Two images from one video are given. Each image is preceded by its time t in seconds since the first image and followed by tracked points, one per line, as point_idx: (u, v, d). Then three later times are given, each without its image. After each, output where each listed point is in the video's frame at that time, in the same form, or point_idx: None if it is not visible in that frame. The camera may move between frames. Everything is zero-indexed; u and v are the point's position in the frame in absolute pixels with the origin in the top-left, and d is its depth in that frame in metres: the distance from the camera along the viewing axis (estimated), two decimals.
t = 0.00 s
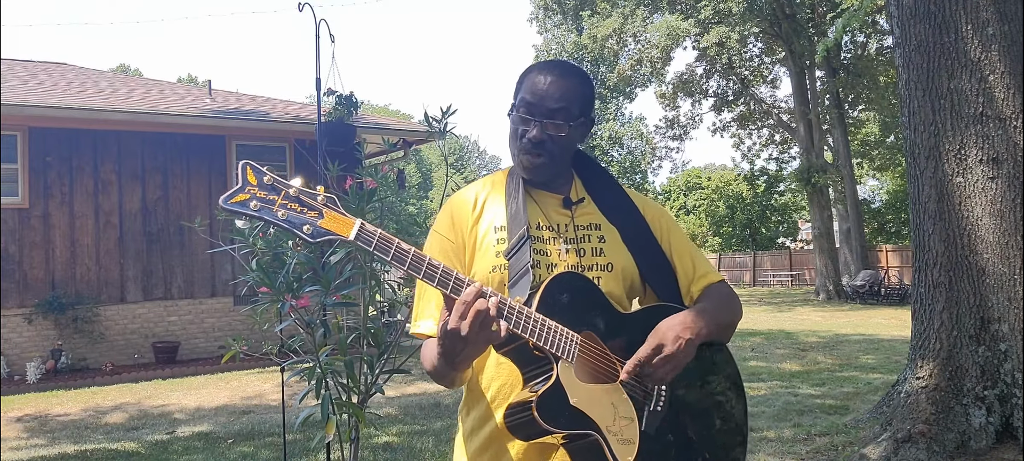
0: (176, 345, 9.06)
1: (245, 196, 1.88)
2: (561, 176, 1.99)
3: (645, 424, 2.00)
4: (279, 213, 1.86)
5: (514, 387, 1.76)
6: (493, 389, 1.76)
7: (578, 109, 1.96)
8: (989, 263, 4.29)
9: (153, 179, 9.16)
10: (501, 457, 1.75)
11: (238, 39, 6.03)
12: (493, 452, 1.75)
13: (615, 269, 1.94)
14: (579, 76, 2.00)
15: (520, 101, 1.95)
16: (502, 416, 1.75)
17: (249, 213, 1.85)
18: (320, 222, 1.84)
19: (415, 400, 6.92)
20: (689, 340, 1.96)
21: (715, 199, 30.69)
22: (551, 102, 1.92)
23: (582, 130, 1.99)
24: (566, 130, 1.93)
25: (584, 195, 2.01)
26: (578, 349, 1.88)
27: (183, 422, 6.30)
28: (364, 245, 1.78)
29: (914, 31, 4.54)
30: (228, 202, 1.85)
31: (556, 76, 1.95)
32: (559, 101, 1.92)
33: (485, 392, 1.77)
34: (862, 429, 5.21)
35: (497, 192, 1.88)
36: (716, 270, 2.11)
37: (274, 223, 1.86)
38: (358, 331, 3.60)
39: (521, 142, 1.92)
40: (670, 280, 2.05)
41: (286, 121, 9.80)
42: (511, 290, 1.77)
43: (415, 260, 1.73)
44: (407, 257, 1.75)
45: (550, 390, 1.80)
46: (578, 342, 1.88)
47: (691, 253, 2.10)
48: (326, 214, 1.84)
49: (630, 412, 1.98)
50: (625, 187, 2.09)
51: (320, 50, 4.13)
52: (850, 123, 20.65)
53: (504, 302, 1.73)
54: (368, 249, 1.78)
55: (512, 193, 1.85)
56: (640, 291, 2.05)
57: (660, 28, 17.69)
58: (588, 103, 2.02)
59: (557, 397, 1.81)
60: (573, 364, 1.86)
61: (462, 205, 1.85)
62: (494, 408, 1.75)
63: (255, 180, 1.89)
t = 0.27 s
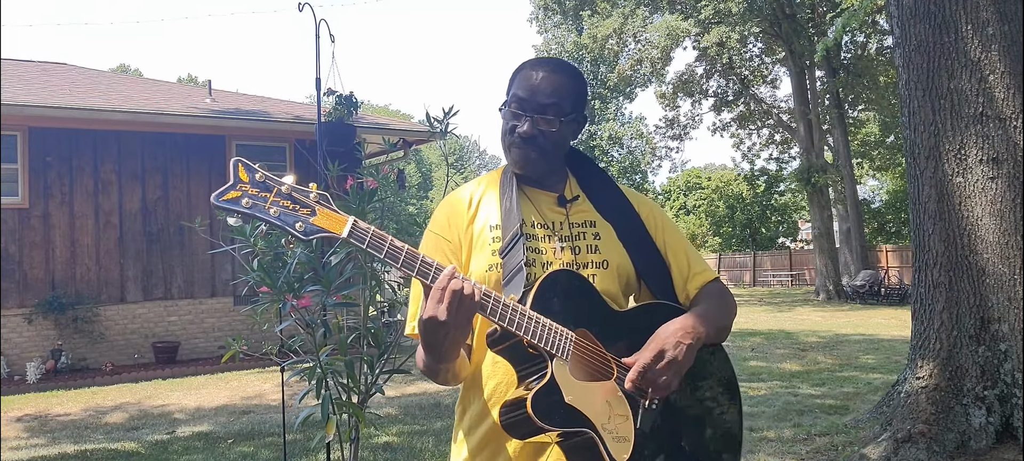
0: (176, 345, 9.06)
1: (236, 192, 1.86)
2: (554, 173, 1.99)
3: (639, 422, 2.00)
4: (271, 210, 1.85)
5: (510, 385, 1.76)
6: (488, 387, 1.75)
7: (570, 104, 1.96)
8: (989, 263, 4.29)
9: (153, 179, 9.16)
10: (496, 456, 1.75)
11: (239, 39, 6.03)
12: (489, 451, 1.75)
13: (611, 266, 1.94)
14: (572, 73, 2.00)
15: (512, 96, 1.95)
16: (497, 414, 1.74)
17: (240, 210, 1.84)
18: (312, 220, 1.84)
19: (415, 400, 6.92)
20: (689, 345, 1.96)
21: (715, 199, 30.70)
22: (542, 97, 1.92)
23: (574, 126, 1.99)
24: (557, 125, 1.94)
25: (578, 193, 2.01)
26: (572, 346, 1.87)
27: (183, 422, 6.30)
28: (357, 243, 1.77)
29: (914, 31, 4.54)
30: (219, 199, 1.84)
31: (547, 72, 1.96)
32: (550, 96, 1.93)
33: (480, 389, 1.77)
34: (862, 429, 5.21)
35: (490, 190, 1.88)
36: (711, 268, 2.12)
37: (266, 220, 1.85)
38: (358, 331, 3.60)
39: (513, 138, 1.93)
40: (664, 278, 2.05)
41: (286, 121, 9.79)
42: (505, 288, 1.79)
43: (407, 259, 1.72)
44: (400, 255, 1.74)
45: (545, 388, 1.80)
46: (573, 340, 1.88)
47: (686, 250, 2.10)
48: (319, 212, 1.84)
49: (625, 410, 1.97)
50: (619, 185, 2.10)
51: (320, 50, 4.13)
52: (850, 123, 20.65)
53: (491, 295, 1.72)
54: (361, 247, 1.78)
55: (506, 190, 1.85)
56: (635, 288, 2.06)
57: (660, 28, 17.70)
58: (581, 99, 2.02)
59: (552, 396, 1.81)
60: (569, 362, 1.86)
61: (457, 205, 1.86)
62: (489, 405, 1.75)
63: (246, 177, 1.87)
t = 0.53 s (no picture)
0: (175, 345, 9.06)
1: (233, 205, 1.87)
2: (551, 177, 1.99)
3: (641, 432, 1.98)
4: (268, 223, 1.85)
5: (508, 392, 1.77)
6: (486, 394, 1.76)
7: (565, 108, 1.96)
8: (989, 263, 4.29)
9: (153, 179, 9.16)
10: None
11: (239, 39, 6.04)
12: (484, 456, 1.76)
13: (608, 271, 1.94)
14: (569, 77, 2.01)
15: (508, 99, 1.95)
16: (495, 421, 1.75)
17: (238, 223, 1.84)
18: (309, 232, 1.83)
19: (415, 400, 6.92)
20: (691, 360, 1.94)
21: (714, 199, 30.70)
22: (537, 100, 1.92)
23: (570, 128, 1.99)
24: (552, 128, 1.94)
25: (575, 197, 2.01)
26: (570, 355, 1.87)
27: (183, 422, 6.30)
28: (354, 256, 1.77)
29: (914, 31, 4.54)
30: (217, 213, 1.85)
31: (542, 75, 1.96)
32: (545, 100, 1.93)
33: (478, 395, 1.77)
34: (862, 429, 5.21)
35: (487, 196, 1.88)
36: (708, 270, 2.12)
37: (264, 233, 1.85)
38: (358, 330, 3.61)
39: (509, 142, 1.93)
40: (662, 282, 2.05)
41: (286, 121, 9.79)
42: (504, 296, 1.78)
43: (405, 270, 1.72)
44: (397, 268, 1.73)
45: (543, 396, 1.81)
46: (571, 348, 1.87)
47: (683, 254, 2.10)
48: (316, 224, 1.84)
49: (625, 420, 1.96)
50: (616, 188, 2.10)
51: (320, 51, 4.13)
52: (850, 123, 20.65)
53: (490, 304, 1.72)
54: (358, 258, 1.78)
55: (502, 196, 1.85)
56: (632, 292, 2.06)
57: (660, 28, 17.70)
58: (577, 102, 2.02)
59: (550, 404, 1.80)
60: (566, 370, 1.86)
61: (454, 210, 1.85)
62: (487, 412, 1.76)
63: (244, 189, 1.88)
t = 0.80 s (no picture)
0: (176, 345, 9.05)
1: (229, 203, 1.87)
2: (547, 177, 1.99)
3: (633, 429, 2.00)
4: (265, 221, 1.85)
5: (503, 393, 1.76)
6: (482, 393, 1.75)
7: (560, 108, 1.96)
8: (989, 263, 4.29)
9: (153, 179, 9.16)
10: None
11: (239, 39, 6.04)
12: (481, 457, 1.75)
13: (602, 273, 1.94)
14: (565, 77, 2.01)
15: (503, 99, 1.95)
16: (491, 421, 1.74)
17: (234, 220, 1.85)
18: (306, 230, 1.83)
19: (415, 400, 6.92)
20: (681, 353, 1.96)
21: (714, 199, 30.72)
22: (532, 100, 1.93)
23: (565, 128, 1.99)
24: (547, 128, 1.94)
25: (571, 199, 2.01)
26: (566, 354, 1.88)
27: (183, 422, 6.30)
28: (350, 254, 1.78)
29: (914, 31, 4.54)
30: (213, 210, 1.85)
31: (538, 74, 1.96)
32: (540, 99, 1.93)
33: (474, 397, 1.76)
34: (862, 429, 5.21)
35: (485, 193, 1.88)
36: (705, 273, 2.11)
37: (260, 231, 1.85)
38: (358, 331, 3.62)
39: (504, 142, 1.93)
40: (657, 284, 2.05)
41: (287, 121, 9.79)
42: (499, 296, 1.79)
43: (401, 268, 1.72)
44: (394, 265, 1.73)
45: (539, 395, 1.80)
46: (566, 347, 1.88)
47: (680, 256, 2.09)
48: (313, 222, 1.84)
49: (619, 417, 1.97)
50: (612, 190, 2.09)
51: (320, 51, 4.13)
52: (850, 123, 20.66)
53: (484, 304, 1.73)
54: (355, 257, 1.79)
55: (499, 195, 1.85)
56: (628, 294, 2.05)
57: (660, 28, 17.70)
58: (574, 102, 2.03)
59: (547, 403, 1.81)
60: (561, 369, 1.86)
61: (451, 206, 1.84)
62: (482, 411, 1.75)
63: (240, 187, 1.89)
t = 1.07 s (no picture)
0: (175, 345, 9.05)
1: (232, 192, 1.87)
2: (549, 172, 1.99)
3: (635, 421, 2.00)
4: (267, 211, 1.85)
5: (506, 386, 1.76)
6: (484, 387, 1.75)
7: (563, 101, 1.97)
8: (989, 262, 4.29)
9: (153, 179, 9.16)
10: (492, 456, 1.75)
11: (239, 39, 6.04)
12: (483, 451, 1.75)
13: (604, 269, 1.94)
14: (568, 73, 2.02)
15: (507, 92, 1.96)
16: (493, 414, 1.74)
17: (237, 210, 1.84)
18: (308, 220, 1.83)
19: (415, 400, 6.92)
20: (682, 341, 1.96)
21: (714, 199, 30.72)
22: (534, 93, 1.94)
23: (568, 123, 2.00)
24: (550, 121, 1.94)
25: (572, 195, 2.01)
26: (568, 347, 1.88)
27: (183, 422, 6.30)
28: (352, 243, 1.77)
29: (914, 31, 4.54)
30: (216, 200, 1.84)
31: (541, 68, 1.97)
32: (543, 92, 1.94)
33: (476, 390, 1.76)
34: (862, 429, 5.21)
35: (485, 189, 1.88)
36: (705, 271, 2.11)
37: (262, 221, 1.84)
38: (358, 331, 3.62)
39: (506, 133, 1.93)
40: (658, 281, 2.05)
41: (287, 121, 9.79)
42: (500, 289, 1.78)
43: (403, 258, 1.71)
44: (395, 255, 1.73)
45: (540, 387, 1.80)
46: (568, 340, 1.88)
47: (680, 254, 2.10)
48: (315, 211, 1.83)
49: (621, 410, 1.97)
50: (613, 187, 2.09)
51: (320, 51, 4.13)
52: (850, 123, 20.67)
53: (487, 295, 1.72)
54: (356, 247, 1.78)
55: (500, 190, 1.86)
56: (628, 291, 2.05)
57: (660, 28, 17.70)
58: (577, 98, 2.04)
59: (549, 396, 1.81)
60: (563, 360, 1.86)
61: (452, 201, 1.84)
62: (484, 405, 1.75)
63: (242, 177, 1.88)
